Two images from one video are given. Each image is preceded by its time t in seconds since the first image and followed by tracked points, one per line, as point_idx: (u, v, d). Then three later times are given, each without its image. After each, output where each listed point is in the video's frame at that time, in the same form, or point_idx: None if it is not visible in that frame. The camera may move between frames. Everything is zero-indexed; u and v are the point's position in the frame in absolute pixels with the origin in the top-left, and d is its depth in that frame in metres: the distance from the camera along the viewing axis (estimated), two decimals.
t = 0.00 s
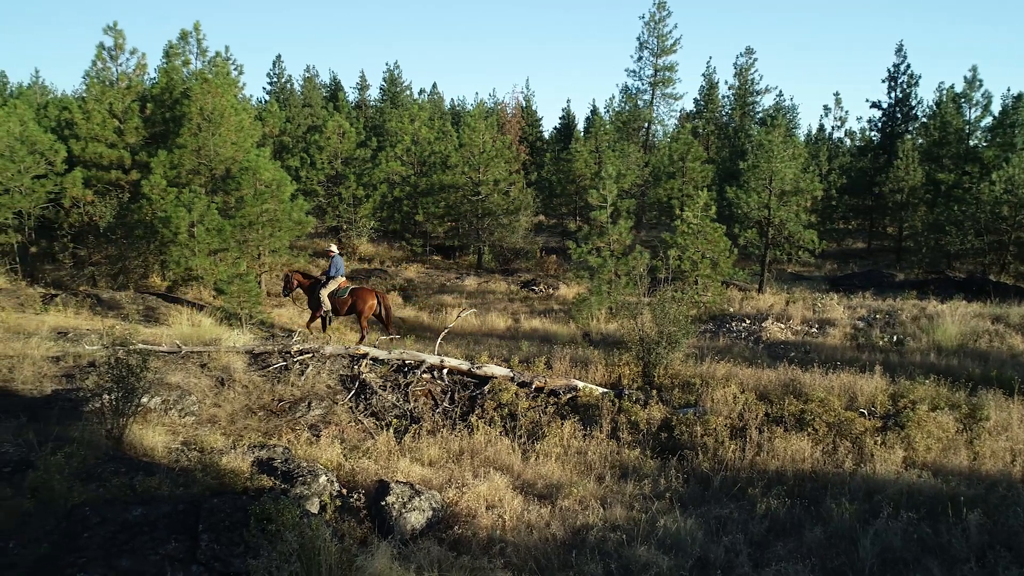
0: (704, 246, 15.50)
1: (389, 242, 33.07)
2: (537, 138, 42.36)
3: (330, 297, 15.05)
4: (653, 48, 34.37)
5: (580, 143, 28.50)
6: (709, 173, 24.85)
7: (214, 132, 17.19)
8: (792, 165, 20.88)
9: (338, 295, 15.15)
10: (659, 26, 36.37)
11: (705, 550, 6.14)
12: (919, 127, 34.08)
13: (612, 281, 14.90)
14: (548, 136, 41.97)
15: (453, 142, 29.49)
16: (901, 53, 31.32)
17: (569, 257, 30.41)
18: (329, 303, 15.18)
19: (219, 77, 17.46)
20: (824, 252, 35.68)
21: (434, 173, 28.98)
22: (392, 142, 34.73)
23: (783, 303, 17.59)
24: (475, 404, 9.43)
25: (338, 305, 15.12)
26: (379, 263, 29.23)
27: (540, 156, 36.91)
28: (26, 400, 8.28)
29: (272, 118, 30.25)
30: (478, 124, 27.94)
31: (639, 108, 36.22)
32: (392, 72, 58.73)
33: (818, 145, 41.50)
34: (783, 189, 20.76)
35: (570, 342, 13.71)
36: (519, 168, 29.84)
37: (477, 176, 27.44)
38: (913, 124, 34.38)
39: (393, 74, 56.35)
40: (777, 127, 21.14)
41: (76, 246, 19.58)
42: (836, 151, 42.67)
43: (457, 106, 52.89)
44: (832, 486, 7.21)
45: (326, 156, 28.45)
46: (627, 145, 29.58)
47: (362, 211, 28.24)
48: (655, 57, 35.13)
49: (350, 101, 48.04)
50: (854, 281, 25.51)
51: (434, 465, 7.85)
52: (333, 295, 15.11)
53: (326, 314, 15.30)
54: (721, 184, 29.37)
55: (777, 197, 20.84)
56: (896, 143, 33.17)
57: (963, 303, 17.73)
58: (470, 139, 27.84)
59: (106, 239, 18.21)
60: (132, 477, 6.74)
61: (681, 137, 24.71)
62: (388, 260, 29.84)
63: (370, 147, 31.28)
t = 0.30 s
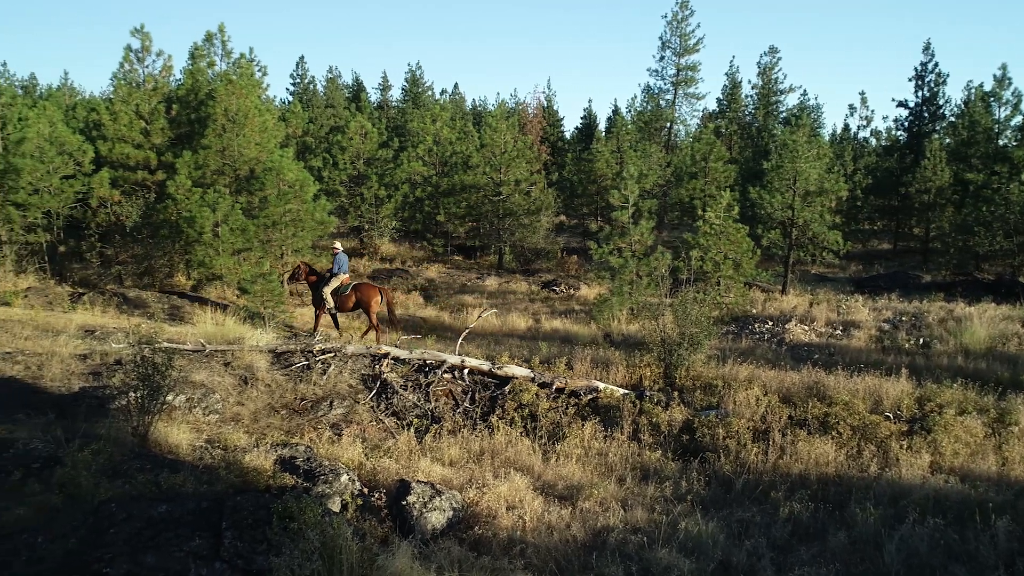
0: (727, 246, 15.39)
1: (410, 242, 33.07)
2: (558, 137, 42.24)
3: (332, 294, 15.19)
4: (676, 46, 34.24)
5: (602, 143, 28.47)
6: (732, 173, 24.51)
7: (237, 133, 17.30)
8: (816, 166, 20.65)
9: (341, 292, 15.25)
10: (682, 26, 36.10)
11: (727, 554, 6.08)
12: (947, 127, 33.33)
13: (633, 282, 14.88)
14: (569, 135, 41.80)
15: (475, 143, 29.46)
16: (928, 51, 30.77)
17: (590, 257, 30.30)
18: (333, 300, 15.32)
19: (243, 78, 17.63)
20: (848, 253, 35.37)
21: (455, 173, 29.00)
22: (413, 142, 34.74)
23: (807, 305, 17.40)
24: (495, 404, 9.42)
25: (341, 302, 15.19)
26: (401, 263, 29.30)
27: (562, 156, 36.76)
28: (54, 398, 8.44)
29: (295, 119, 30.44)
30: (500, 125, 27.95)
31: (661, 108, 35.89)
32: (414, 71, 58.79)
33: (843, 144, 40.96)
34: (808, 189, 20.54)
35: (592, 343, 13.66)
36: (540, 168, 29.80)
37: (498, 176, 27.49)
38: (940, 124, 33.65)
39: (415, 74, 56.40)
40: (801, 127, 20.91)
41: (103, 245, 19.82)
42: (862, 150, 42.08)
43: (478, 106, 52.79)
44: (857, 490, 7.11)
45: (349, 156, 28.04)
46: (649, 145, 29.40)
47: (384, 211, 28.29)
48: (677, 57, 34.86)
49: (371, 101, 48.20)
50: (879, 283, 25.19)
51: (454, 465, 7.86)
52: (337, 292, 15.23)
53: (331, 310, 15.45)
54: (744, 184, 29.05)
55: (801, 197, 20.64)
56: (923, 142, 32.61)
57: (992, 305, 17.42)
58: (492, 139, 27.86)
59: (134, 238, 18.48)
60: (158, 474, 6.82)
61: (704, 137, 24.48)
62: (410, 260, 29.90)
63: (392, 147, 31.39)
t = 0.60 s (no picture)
0: (751, 247, 15.29)
1: (432, 242, 33.06)
2: (581, 138, 42.14)
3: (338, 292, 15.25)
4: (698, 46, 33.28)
5: (624, 143, 28.45)
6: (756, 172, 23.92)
7: (262, 133, 17.51)
8: (842, 165, 20.40)
9: (347, 291, 15.31)
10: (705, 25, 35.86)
11: (751, 557, 6.00)
12: (977, 125, 32.32)
13: (656, 282, 14.75)
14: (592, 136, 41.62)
15: (497, 143, 29.56)
16: (956, 49, 30.21)
17: (612, 257, 30.19)
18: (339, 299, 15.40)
19: (268, 79, 17.73)
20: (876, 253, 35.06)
21: (477, 173, 29.03)
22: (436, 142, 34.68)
23: (832, 306, 17.21)
24: (517, 404, 9.41)
25: (347, 300, 15.24)
26: (423, 263, 29.36)
27: (584, 156, 36.61)
28: (84, 395, 8.58)
29: (319, 119, 30.71)
30: (522, 125, 27.98)
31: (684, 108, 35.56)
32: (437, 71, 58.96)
33: (870, 144, 40.38)
34: (833, 189, 20.34)
35: (614, 344, 13.60)
36: (563, 168, 29.75)
37: (520, 176, 27.54)
38: (970, 122, 32.66)
39: (438, 74, 56.54)
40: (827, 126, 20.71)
41: (129, 244, 20.39)
42: (889, 149, 41.46)
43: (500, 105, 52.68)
44: (884, 495, 7.00)
45: (372, 156, 28.30)
46: (672, 144, 29.23)
47: (407, 211, 28.21)
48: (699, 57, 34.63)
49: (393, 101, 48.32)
50: (906, 284, 24.86)
51: (476, 465, 7.86)
52: (343, 291, 15.29)
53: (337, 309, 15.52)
54: (768, 184, 28.70)
55: (827, 197, 20.46)
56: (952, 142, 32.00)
57: None
58: (514, 139, 27.91)
59: (161, 238, 18.94)
60: (184, 470, 6.89)
61: (727, 137, 24.27)
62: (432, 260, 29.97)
63: (414, 147, 31.52)
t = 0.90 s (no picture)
0: (776, 248, 15.18)
1: (454, 242, 32.66)
2: (603, 139, 42.04)
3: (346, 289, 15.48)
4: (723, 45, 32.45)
5: (649, 143, 28.39)
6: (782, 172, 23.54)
7: (287, 134, 17.58)
8: (871, 166, 20.25)
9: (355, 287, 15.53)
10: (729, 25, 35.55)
11: (778, 562, 5.92)
12: (1009, 125, 31.18)
13: (680, 283, 14.64)
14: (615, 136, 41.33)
15: (520, 143, 29.61)
16: (987, 47, 29.40)
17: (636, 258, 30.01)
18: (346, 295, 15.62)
19: (294, 80, 17.76)
20: (905, 254, 34.67)
21: (501, 173, 29.02)
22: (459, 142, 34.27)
23: (860, 308, 16.99)
24: (541, 405, 9.39)
25: (352, 296, 15.49)
26: (447, 263, 29.38)
27: (606, 156, 36.30)
28: (113, 392, 8.71)
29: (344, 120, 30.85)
30: (546, 125, 27.99)
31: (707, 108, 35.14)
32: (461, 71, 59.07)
33: (898, 143, 39.76)
34: (861, 189, 20.16)
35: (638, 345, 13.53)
36: (586, 168, 29.67)
37: (544, 176, 27.54)
38: (1002, 122, 31.37)
39: (461, 74, 56.61)
40: (856, 125, 20.63)
41: (158, 243, 21.05)
42: (918, 149, 40.76)
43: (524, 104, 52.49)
44: (913, 500, 6.87)
45: (395, 157, 28.29)
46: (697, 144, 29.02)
47: (430, 211, 28.25)
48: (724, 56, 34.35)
49: (417, 102, 48.48)
50: (936, 286, 24.48)
51: (500, 465, 7.85)
52: (350, 287, 15.52)
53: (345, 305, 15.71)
54: (794, 185, 28.26)
55: (855, 197, 20.27)
56: (982, 142, 31.08)
57: None
58: (538, 140, 27.84)
59: (189, 238, 19.23)
60: (211, 468, 6.96)
61: (753, 136, 24.04)
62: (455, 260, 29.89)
63: (437, 147, 31.55)
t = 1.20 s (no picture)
0: (804, 248, 15.03)
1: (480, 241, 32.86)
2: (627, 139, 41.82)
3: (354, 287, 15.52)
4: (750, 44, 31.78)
5: (674, 143, 28.22)
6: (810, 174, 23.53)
7: (314, 134, 17.95)
8: (901, 166, 20.05)
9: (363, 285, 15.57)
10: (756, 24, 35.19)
11: (804, 566, 5.83)
12: None
13: (705, 284, 14.49)
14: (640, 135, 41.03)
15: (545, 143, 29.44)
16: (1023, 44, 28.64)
17: (661, 259, 29.80)
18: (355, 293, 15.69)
19: (320, 81, 18.12)
20: (935, 256, 34.06)
21: (525, 173, 28.97)
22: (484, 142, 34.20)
23: (890, 311, 16.72)
24: (565, 406, 9.36)
25: (361, 296, 15.49)
26: (472, 262, 29.36)
27: (632, 156, 36.07)
28: (143, 389, 8.85)
29: (369, 120, 30.98)
30: (571, 125, 28.04)
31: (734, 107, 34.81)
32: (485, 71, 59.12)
33: (929, 143, 39.03)
34: (891, 190, 19.91)
35: (663, 346, 13.45)
36: (611, 168, 29.54)
37: (569, 176, 27.54)
38: None
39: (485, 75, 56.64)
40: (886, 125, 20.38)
41: (187, 243, 20.93)
42: (950, 149, 39.95)
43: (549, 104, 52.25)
44: (945, 506, 6.74)
45: (421, 157, 28.21)
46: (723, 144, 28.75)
47: (455, 211, 28.26)
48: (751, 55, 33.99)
49: (441, 102, 48.58)
50: (969, 288, 24.01)
51: (524, 465, 7.84)
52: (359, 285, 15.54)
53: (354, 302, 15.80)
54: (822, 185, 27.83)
55: (884, 198, 20.03)
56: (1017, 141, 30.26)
57: None
58: (563, 140, 27.93)
59: (217, 237, 19.68)
60: (238, 465, 7.04)
61: (781, 136, 23.73)
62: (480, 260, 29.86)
63: (463, 147, 31.56)
